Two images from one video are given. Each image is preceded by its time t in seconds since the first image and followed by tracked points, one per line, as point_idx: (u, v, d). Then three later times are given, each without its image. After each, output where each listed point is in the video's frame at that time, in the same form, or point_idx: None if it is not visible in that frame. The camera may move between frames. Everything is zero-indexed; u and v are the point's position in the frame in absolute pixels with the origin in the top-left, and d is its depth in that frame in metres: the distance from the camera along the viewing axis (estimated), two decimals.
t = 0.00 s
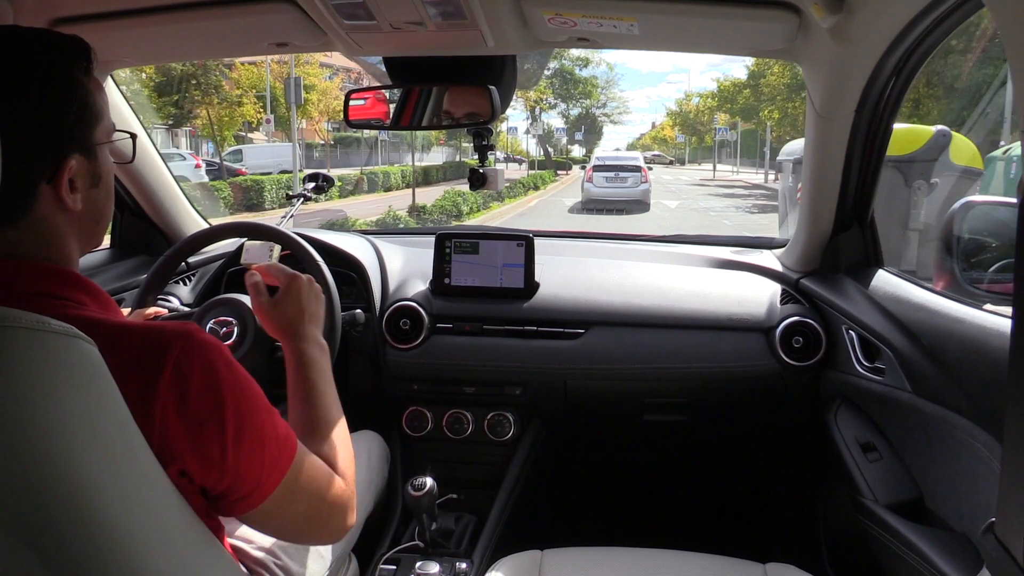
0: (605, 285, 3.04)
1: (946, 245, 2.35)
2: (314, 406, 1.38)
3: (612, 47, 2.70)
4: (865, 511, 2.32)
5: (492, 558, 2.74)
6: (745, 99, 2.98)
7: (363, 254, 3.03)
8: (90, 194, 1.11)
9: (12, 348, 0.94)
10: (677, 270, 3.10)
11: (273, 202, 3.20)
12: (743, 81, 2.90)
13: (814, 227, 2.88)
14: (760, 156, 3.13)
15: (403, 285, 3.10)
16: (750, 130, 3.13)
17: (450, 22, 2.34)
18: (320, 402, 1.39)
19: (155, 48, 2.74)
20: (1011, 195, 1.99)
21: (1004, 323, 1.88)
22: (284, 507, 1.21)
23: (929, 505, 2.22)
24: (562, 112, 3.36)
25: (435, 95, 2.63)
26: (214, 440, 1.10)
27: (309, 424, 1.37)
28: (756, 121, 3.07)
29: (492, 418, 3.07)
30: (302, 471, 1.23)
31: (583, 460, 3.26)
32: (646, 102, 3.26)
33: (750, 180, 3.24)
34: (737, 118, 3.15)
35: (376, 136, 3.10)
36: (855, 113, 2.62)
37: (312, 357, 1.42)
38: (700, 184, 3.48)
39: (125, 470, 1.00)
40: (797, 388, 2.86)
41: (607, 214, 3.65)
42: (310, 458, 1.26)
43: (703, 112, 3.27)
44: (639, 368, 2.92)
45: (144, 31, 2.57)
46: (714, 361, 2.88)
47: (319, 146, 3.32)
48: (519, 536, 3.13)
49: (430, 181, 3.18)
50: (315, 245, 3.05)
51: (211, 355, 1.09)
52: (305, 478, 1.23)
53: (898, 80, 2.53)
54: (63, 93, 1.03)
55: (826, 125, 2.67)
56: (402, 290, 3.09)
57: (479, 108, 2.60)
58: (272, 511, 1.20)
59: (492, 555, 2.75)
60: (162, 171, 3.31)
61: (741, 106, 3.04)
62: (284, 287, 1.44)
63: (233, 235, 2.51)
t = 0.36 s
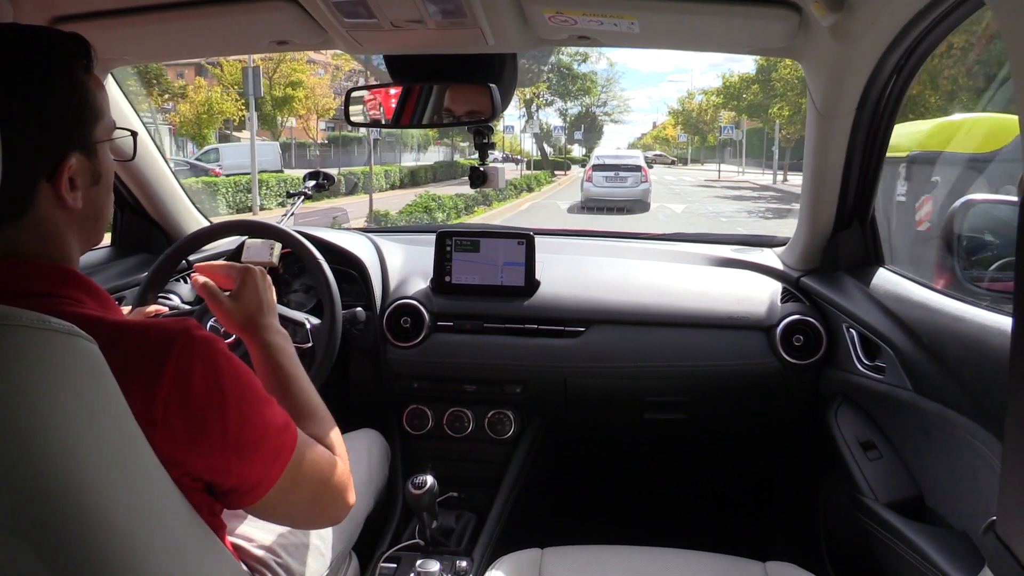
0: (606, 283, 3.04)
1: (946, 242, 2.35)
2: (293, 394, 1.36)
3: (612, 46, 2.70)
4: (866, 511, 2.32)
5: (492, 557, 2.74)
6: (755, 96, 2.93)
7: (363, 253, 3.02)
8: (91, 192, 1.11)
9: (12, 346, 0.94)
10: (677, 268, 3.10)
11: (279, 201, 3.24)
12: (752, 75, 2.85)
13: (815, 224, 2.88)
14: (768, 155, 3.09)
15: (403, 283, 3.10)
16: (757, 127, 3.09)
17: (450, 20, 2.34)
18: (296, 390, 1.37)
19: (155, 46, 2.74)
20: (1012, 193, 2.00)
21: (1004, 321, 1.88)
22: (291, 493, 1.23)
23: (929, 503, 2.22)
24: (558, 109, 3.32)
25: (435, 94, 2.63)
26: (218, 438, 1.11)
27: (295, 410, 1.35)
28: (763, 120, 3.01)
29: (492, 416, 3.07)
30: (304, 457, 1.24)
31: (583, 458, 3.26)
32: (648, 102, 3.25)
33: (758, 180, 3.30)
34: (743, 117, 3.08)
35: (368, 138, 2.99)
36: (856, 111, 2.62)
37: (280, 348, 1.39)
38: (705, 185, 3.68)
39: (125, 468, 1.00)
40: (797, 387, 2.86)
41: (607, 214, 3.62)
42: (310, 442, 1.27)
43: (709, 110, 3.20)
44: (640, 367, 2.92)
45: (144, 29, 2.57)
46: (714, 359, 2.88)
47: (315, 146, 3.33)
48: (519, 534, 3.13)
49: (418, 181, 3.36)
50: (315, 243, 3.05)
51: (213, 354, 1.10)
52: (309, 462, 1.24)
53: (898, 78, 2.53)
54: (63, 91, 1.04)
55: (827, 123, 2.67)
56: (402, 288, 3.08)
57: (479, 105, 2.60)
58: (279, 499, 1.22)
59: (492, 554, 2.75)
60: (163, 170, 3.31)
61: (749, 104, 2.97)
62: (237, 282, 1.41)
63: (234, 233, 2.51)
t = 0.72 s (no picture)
0: (606, 284, 3.04)
1: (946, 244, 2.36)
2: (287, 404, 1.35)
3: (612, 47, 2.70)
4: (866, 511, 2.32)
5: (492, 558, 2.73)
6: (763, 92, 2.91)
7: (363, 254, 3.02)
8: (91, 194, 1.11)
9: (12, 348, 0.93)
10: (677, 269, 3.10)
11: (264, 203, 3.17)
12: (756, 73, 2.84)
13: (814, 226, 2.88)
14: (777, 156, 3.05)
15: (403, 284, 3.10)
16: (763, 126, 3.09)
17: (450, 22, 2.34)
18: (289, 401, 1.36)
19: (155, 48, 2.74)
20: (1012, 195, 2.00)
21: (1004, 323, 1.88)
22: (291, 497, 1.23)
23: (929, 504, 2.22)
24: (553, 106, 3.30)
25: (434, 97, 2.62)
26: (220, 440, 1.11)
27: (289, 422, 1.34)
28: (772, 118, 2.97)
29: (492, 418, 3.07)
30: (305, 458, 1.23)
31: (584, 458, 3.26)
32: (648, 102, 3.31)
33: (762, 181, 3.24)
34: (750, 114, 3.06)
35: (361, 135, 3.12)
36: (855, 112, 2.62)
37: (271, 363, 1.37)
38: (710, 186, 3.58)
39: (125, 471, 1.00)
40: (797, 388, 2.86)
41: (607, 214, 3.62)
42: (310, 445, 1.26)
43: (712, 108, 3.24)
44: (640, 368, 2.92)
45: (143, 31, 2.57)
46: (714, 360, 2.88)
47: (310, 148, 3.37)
48: (520, 534, 3.13)
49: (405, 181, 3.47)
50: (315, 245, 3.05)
51: (213, 354, 1.10)
52: (309, 463, 1.24)
53: (898, 79, 2.53)
54: (64, 93, 1.04)
55: (826, 125, 2.68)
56: (402, 290, 3.08)
57: (478, 107, 2.60)
58: (280, 502, 1.22)
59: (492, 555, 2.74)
60: (163, 172, 3.31)
61: (757, 101, 2.96)
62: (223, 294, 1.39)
63: (234, 235, 2.51)
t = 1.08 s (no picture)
0: (606, 284, 3.04)
1: (946, 244, 2.36)
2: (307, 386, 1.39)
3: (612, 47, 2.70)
4: (866, 511, 2.32)
5: (493, 558, 2.74)
6: (772, 88, 2.84)
7: (363, 255, 3.02)
8: (91, 196, 1.11)
9: (12, 349, 0.94)
10: (677, 269, 3.10)
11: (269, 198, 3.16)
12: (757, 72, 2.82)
13: (814, 226, 2.88)
14: (786, 155, 3.02)
15: (403, 285, 3.10)
16: (773, 125, 3.01)
17: (450, 23, 2.34)
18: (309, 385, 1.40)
19: (155, 49, 2.74)
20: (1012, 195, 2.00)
21: (1004, 323, 1.88)
22: (287, 496, 1.25)
23: (929, 504, 2.22)
24: (551, 102, 3.17)
25: (434, 97, 2.63)
26: (221, 439, 1.11)
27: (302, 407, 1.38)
28: (779, 114, 2.91)
29: (492, 418, 3.07)
30: (301, 459, 1.25)
31: (584, 458, 3.26)
32: (649, 101, 3.33)
33: (770, 182, 3.21)
34: (757, 113, 3.01)
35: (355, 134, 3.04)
36: (855, 112, 2.62)
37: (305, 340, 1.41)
38: (716, 188, 3.56)
39: (125, 471, 1.00)
40: (797, 387, 2.86)
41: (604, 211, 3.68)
42: (307, 442, 1.28)
43: (715, 107, 3.25)
44: (640, 368, 2.92)
45: (143, 31, 2.57)
46: (714, 360, 2.88)
47: (301, 147, 3.39)
48: (520, 534, 3.12)
49: (384, 183, 3.29)
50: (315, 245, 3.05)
51: (213, 355, 1.10)
52: (305, 464, 1.26)
53: (898, 79, 2.53)
54: (64, 95, 1.04)
55: (826, 125, 2.68)
56: (402, 290, 3.08)
57: (478, 107, 2.60)
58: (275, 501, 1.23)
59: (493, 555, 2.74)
60: (163, 173, 3.32)
61: (765, 97, 2.90)
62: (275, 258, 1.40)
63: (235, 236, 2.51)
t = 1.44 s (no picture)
0: (606, 284, 3.04)
1: (946, 244, 2.36)
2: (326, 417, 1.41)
3: (612, 47, 2.70)
4: (866, 511, 2.32)
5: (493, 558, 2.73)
6: (784, 83, 2.78)
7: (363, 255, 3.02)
8: (91, 199, 1.11)
9: (12, 348, 0.94)
10: (677, 269, 3.10)
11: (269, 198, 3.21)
12: (746, 78, 2.85)
13: (814, 226, 2.88)
14: (781, 153, 3.06)
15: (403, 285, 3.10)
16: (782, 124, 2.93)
17: (450, 23, 2.34)
18: (329, 419, 1.41)
19: (155, 48, 2.74)
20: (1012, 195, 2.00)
21: (1004, 323, 1.89)
22: (277, 513, 1.24)
23: (929, 505, 2.21)
24: (545, 98, 3.11)
25: (435, 98, 2.63)
26: (219, 445, 1.11)
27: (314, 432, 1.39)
28: (790, 112, 2.86)
29: (492, 418, 3.06)
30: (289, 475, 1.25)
31: (584, 459, 3.25)
32: (650, 102, 3.33)
33: (777, 184, 3.13)
34: (767, 109, 2.93)
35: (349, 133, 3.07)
36: (855, 112, 2.62)
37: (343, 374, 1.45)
38: (724, 190, 3.45)
39: (126, 473, 1.00)
40: (797, 388, 2.86)
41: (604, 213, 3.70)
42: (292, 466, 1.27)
43: (719, 106, 3.15)
44: (640, 368, 2.92)
45: (143, 31, 2.57)
46: (714, 360, 2.88)
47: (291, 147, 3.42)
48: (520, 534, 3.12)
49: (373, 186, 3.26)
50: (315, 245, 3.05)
51: (213, 360, 1.10)
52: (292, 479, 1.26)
53: (898, 79, 2.53)
54: (67, 97, 1.03)
55: (826, 125, 2.68)
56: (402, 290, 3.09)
57: (478, 106, 2.60)
58: (267, 515, 1.23)
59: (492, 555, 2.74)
60: (164, 173, 3.33)
61: (775, 93, 2.84)
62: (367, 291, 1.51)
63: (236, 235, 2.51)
